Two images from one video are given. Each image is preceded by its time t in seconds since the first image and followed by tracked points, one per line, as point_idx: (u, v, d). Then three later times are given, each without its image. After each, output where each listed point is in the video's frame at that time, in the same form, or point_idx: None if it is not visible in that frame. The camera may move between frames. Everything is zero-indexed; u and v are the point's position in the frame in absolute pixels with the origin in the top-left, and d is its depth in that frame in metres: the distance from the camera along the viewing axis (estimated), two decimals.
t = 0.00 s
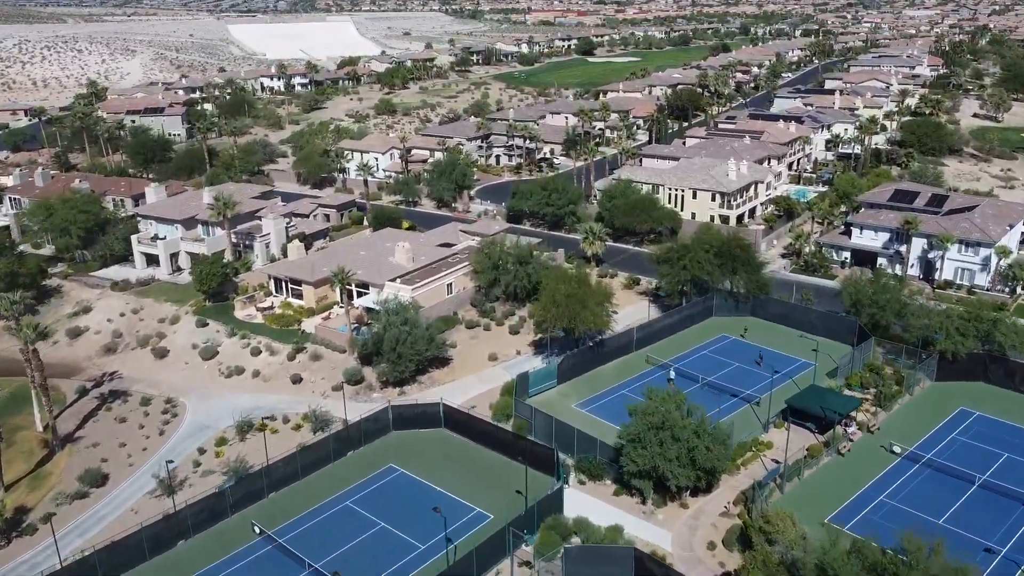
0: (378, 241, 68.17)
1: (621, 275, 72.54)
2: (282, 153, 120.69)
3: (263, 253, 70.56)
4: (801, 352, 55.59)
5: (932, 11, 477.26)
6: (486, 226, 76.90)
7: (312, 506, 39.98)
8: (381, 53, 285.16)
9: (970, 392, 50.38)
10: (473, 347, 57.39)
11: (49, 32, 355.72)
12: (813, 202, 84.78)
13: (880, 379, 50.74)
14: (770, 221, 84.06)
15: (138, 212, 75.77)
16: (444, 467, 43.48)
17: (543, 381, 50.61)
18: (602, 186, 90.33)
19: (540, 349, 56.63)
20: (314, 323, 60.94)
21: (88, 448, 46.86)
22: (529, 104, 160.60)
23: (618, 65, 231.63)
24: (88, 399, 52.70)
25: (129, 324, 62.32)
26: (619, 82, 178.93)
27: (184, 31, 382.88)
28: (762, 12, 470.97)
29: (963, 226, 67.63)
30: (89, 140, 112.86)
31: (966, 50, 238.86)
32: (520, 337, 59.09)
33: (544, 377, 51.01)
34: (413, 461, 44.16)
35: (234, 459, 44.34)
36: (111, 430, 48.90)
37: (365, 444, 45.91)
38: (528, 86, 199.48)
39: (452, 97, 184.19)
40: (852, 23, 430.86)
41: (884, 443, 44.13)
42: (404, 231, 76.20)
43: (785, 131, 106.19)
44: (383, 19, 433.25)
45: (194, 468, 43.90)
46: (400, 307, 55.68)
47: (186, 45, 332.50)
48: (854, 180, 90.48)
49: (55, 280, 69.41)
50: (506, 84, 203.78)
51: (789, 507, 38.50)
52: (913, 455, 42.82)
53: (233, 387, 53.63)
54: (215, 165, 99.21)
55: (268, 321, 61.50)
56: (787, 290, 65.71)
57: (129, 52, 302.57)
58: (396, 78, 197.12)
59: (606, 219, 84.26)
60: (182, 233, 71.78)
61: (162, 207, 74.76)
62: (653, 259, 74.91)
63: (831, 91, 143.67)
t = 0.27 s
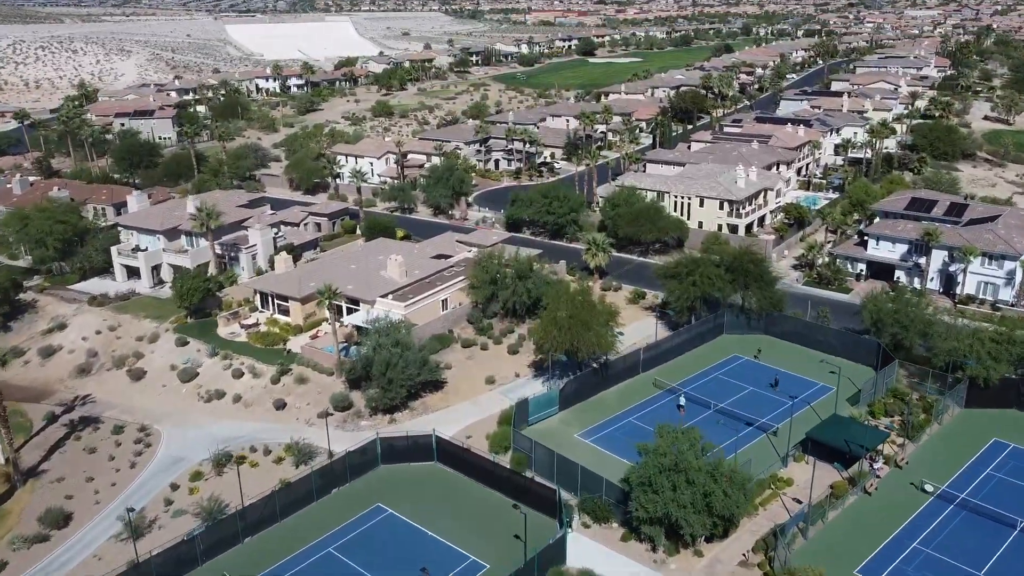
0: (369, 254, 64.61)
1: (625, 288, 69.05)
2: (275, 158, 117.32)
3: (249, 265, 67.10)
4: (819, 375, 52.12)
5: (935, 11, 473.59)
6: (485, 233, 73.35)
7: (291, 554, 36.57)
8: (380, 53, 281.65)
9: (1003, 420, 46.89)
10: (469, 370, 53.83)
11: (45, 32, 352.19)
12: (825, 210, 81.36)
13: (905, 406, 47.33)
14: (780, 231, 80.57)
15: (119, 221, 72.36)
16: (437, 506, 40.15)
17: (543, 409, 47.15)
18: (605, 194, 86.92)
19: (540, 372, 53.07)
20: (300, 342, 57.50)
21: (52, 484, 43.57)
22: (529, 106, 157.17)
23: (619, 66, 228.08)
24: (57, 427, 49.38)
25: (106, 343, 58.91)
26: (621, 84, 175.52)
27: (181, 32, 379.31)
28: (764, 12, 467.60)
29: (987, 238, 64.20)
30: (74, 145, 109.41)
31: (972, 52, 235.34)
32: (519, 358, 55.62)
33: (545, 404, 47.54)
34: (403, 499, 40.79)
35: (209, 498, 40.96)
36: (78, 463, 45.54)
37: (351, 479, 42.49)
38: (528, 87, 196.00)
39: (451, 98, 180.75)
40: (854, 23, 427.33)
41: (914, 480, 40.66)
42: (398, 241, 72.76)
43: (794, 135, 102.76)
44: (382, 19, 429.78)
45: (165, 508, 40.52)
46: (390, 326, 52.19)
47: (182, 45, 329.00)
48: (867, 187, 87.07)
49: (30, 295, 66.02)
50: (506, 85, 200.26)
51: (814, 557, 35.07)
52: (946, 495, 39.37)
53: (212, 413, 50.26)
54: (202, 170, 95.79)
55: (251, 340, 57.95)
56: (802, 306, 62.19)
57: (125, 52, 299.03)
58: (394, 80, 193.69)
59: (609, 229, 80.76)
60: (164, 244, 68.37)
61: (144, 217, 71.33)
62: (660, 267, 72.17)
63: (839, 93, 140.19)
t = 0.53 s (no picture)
0: (360, 267, 61.16)
1: (630, 302, 65.63)
2: (267, 163, 113.92)
3: (234, 280, 64.06)
4: (839, 401, 48.69)
5: (938, 11, 469.83)
6: (483, 244, 69.94)
7: None
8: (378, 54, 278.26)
9: None
10: (464, 394, 50.41)
11: (40, 32, 348.67)
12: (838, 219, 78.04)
13: (933, 437, 43.93)
14: (791, 241, 77.15)
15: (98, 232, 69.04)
16: (427, 552, 36.70)
17: (543, 440, 43.70)
18: (608, 201, 83.54)
19: (541, 398, 49.62)
20: (285, 363, 54.09)
21: (10, 525, 40.24)
22: (528, 108, 153.77)
23: (621, 66, 224.49)
24: (21, 459, 46.05)
25: (79, 364, 55.56)
26: (622, 85, 172.03)
27: (177, 32, 375.75)
28: (765, 12, 464.19)
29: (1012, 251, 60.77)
30: (59, 149, 106.04)
31: (980, 52, 231.71)
32: (517, 380, 52.23)
33: (546, 435, 44.08)
34: (391, 542, 37.39)
35: (178, 543, 37.55)
36: (40, 500, 42.17)
37: (335, 521, 39.04)
38: (528, 88, 192.45)
39: (449, 100, 177.25)
40: (857, 23, 423.64)
41: (949, 523, 37.21)
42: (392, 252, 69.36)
43: (803, 140, 99.33)
44: (380, 19, 426.26)
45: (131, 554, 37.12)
46: (380, 348, 48.76)
47: (179, 46, 325.46)
48: (880, 194, 83.67)
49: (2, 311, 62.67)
50: (505, 86, 196.72)
51: None
52: (986, 541, 35.90)
53: (188, 442, 46.87)
54: (189, 176, 92.41)
55: (233, 360, 54.51)
56: (818, 324, 58.75)
57: (120, 53, 295.46)
58: (391, 81, 190.23)
59: (612, 239, 77.33)
60: (145, 256, 65.02)
61: (123, 227, 67.99)
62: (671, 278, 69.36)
63: (847, 95, 136.69)
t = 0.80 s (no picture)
0: (350, 282, 57.74)
1: (635, 319, 62.17)
2: (258, 169, 110.47)
3: (217, 295, 60.73)
4: (862, 432, 45.22)
5: (941, 11, 466.22)
6: (480, 256, 66.56)
7: None
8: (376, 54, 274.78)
9: None
10: (460, 423, 46.98)
11: (35, 32, 345.05)
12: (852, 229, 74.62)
13: (967, 472, 40.48)
14: (802, 252, 73.65)
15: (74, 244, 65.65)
16: None
17: (543, 477, 40.24)
18: (611, 209, 80.07)
19: (541, 427, 46.19)
20: (268, 388, 50.60)
21: None
22: (528, 111, 150.41)
23: (622, 67, 220.87)
24: None
25: (48, 388, 52.11)
26: (624, 87, 168.43)
27: (174, 32, 371.98)
28: (766, 12, 461.12)
29: None
30: (42, 155, 102.59)
31: (986, 53, 228.23)
32: (516, 407, 48.77)
33: (546, 471, 40.60)
34: None
35: None
36: None
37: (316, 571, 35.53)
38: (528, 90, 188.89)
39: (447, 102, 173.72)
40: (859, 23, 420.20)
41: None
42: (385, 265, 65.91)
43: (812, 145, 95.88)
44: (379, 19, 422.79)
45: None
46: (368, 373, 45.34)
47: (175, 47, 321.86)
48: (896, 202, 80.24)
49: None
50: (505, 88, 193.03)
51: None
52: None
53: (160, 476, 43.39)
54: (175, 182, 89.01)
55: (213, 384, 51.05)
56: (835, 345, 55.36)
57: (115, 53, 291.78)
58: (389, 83, 186.73)
59: (616, 250, 73.85)
60: (123, 270, 61.63)
61: (101, 238, 64.57)
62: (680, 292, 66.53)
63: (855, 97, 133.18)
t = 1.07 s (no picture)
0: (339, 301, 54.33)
1: (642, 338, 58.79)
2: (249, 175, 107.09)
3: (198, 313, 57.34)
4: (889, 468, 41.78)
5: (944, 10, 462.53)
6: (478, 269, 63.15)
7: None
8: (374, 55, 271.37)
9: None
10: (454, 457, 43.54)
11: (30, 32, 341.70)
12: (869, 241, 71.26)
13: (1008, 515, 37.04)
14: (816, 264, 70.15)
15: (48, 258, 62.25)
16: None
17: (544, 522, 36.79)
18: (615, 219, 76.66)
19: (542, 462, 42.77)
20: (248, 416, 47.18)
21: None
22: (528, 113, 147.00)
23: (624, 68, 217.45)
24: None
25: (14, 416, 48.75)
26: (626, 89, 164.99)
27: (171, 32, 368.59)
28: (768, 11, 457.58)
29: None
30: (24, 160, 99.16)
31: (994, 53, 224.68)
32: (515, 437, 45.35)
33: (547, 516, 37.14)
34: None
35: None
36: None
37: None
38: (528, 92, 185.44)
39: (445, 104, 170.24)
40: (862, 23, 416.83)
41: None
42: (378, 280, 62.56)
43: (823, 150, 92.48)
44: (378, 19, 419.34)
45: None
46: (354, 403, 41.91)
47: (171, 47, 318.46)
48: (913, 211, 76.81)
49: None
50: (504, 89, 189.57)
51: None
52: None
53: (128, 518, 39.99)
54: (161, 189, 85.65)
55: (189, 412, 47.61)
56: (856, 368, 51.93)
57: (110, 54, 288.45)
58: (386, 84, 183.34)
59: (619, 262, 70.38)
60: (98, 286, 58.18)
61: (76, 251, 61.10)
62: (689, 309, 63.72)
63: (864, 99, 129.73)
